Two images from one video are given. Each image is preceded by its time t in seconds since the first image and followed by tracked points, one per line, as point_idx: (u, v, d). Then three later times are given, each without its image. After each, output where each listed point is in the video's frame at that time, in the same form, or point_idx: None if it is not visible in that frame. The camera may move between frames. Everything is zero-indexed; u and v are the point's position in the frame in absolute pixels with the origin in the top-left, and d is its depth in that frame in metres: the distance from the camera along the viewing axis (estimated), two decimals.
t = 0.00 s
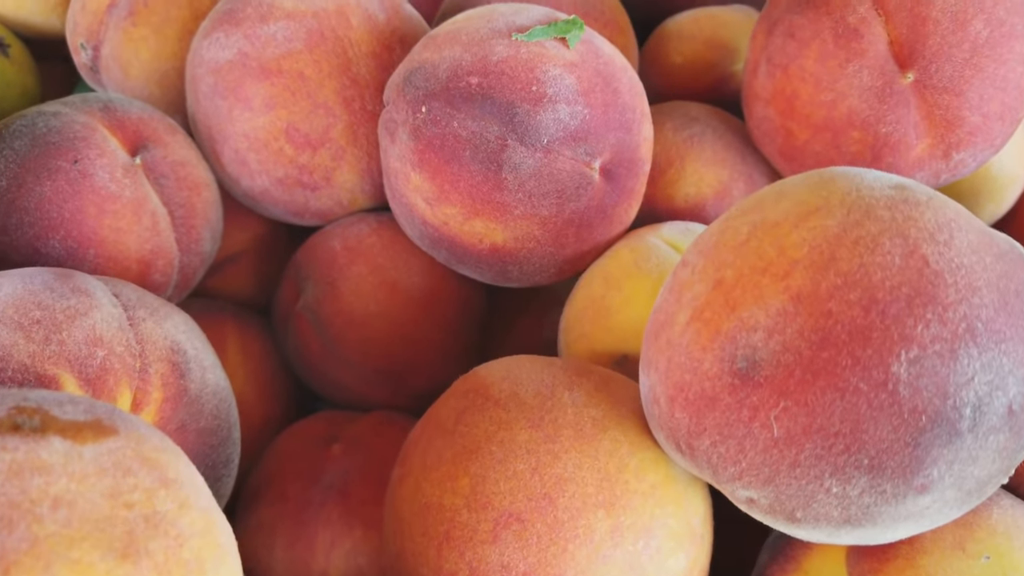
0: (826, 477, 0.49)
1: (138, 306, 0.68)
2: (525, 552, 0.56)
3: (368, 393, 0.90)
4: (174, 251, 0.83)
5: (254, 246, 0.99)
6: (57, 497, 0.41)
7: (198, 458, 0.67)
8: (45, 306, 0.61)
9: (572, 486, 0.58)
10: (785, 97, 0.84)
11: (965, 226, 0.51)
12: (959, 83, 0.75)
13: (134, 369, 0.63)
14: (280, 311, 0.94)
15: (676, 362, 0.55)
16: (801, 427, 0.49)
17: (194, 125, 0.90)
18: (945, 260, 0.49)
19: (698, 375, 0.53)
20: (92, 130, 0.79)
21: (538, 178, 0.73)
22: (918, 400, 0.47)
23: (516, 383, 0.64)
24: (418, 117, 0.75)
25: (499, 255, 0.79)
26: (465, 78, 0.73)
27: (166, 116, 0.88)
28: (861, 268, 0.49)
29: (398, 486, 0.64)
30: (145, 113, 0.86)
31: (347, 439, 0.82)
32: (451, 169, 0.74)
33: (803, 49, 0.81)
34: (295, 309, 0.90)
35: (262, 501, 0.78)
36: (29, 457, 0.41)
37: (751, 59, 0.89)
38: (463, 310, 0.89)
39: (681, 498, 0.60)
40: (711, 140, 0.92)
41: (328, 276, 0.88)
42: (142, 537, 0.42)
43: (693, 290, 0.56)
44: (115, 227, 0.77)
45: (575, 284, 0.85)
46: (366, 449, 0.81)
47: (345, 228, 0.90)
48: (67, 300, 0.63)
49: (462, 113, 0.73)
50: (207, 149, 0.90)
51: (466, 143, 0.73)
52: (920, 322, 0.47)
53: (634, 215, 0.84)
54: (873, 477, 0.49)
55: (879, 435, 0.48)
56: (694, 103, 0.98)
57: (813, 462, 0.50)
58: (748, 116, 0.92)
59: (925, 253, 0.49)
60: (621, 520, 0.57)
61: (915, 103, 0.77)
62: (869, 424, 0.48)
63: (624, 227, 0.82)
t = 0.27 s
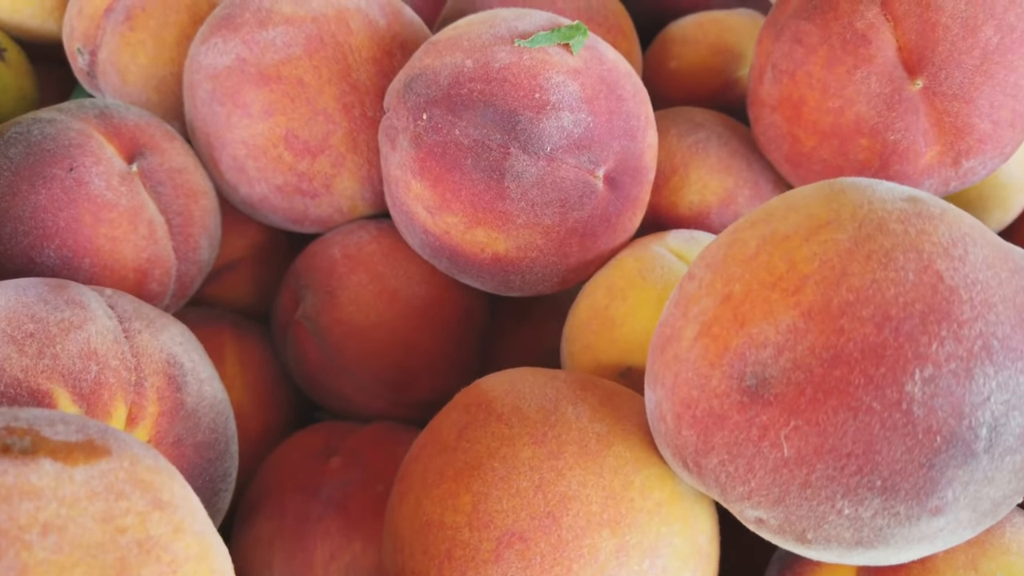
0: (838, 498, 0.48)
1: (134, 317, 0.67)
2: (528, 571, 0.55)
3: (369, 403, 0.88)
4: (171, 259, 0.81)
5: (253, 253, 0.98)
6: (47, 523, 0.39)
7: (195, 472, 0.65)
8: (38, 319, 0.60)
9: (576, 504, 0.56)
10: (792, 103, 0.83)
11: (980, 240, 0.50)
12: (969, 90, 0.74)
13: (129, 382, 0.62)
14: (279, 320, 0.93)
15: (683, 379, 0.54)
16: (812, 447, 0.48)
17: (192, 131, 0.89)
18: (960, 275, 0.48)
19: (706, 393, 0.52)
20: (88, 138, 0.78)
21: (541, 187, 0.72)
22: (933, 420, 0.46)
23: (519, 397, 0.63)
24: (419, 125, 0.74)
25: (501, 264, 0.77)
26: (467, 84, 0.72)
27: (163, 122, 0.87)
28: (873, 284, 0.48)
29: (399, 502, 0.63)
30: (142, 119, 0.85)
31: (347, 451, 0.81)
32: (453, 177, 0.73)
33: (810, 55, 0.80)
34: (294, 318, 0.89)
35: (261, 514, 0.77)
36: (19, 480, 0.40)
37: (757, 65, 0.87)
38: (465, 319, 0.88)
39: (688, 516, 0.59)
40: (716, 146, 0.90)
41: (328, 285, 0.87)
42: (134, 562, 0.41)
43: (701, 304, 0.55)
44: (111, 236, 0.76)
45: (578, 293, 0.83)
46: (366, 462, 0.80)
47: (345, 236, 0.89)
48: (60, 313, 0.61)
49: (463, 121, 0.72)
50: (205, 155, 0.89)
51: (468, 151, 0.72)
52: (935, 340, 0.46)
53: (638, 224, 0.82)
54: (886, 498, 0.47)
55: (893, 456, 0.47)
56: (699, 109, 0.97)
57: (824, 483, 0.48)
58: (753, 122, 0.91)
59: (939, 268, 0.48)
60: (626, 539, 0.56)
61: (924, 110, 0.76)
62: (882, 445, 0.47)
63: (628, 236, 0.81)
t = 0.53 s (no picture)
0: (849, 525, 0.47)
1: (128, 332, 0.65)
2: None
3: (368, 416, 0.87)
4: (167, 270, 0.80)
5: (250, 262, 0.96)
6: (33, 556, 0.39)
7: (190, 491, 0.64)
8: (29, 335, 0.59)
9: (579, 527, 0.55)
10: (799, 113, 0.81)
11: (995, 258, 0.48)
12: (980, 100, 0.73)
13: (123, 400, 0.61)
14: (277, 331, 0.91)
15: (689, 399, 0.53)
16: (823, 473, 0.47)
17: (189, 140, 0.87)
18: (975, 296, 0.46)
19: (713, 415, 0.51)
20: (83, 148, 0.76)
21: (543, 199, 0.70)
22: (947, 447, 0.45)
23: (521, 415, 0.62)
24: (419, 135, 0.73)
25: (502, 276, 0.76)
26: (468, 94, 0.71)
27: (159, 130, 0.86)
28: (886, 305, 0.46)
29: (398, 522, 0.62)
30: (138, 128, 0.83)
31: (346, 466, 0.80)
32: (453, 189, 0.71)
33: (817, 64, 0.78)
34: (292, 329, 0.88)
35: (257, 531, 0.75)
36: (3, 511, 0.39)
37: (763, 73, 0.86)
38: (465, 331, 0.87)
39: (693, 538, 0.58)
40: (721, 155, 0.89)
41: (327, 296, 0.86)
42: None
43: (708, 323, 0.53)
44: (106, 247, 0.74)
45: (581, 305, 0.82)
46: (365, 477, 0.78)
47: (344, 246, 0.87)
48: (52, 329, 0.60)
49: (464, 131, 0.71)
50: (202, 164, 0.87)
51: (469, 162, 0.71)
52: (949, 364, 0.45)
53: (642, 234, 0.81)
54: (898, 525, 0.46)
55: (906, 483, 0.45)
56: (703, 117, 0.95)
57: (835, 510, 0.47)
58: (759, 131, 0.89)
59: (954, 289, 0.46)
60: (631, 563, 0.55)
61: (934, 120, 0.75)
62: (895, 471, 0.45)
63: (632, 247, 0.79)
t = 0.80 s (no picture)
0: (856, 550, 0.46)
1: (119, 347, 0.64)
2: None
3: (365, 428, 0.86)
4: (161, 281, 0.79)
5: (246, 271, 0.95)
6: None
7: (183, 508, 0.63)
8: (18, 351, 0.57)
9: (579, 549, 0.54)
10: (802, 121, 0.80)
11: (1006, 276, 0.47)
12: (986, 109, 0.72)
13: (114, 417, 0.59)
14: (272, 341, 0.90)
15: (692, 419, 0.51)
16: (829, 497, 0.46)
17: (183, 148, 0.86)
18: (986, 316, 0.45)
19: (716, 436, 0.50)
20: (75, 157, 0.75)
21: (543, 210, 0.69)
22: (957, 471, 0.43)
23: (519, 432, 0.60)
24: (416, 145, 0.72)
25: (501, 288, 0.75)
26: (466, 103, 0.70)
27: (153, 139, 0.85)
28: (894, 326, 0.45)
29: (394, 541, 0.61)
30: (132, 136, 0.82)
31: (342, 479, 0.78)
32: (451, 199, 0.70)
33: (821, 72, 0.77)
34: (288, 340, 0.87)
35: (252, 546, 0.74)
36: None
37: (766, 80, 0.85)
38: (464, 342, 0.86)
39: (696, 559, 0.56)
40: (723, 164, 0.88)
41: (323, 307, 0.85)
42: None
43: (710, 340, 0.52)
44: (98, 258, 0.73)
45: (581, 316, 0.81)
46: (362, 491, 0.77)
47: (340, 255, 0.86)
48: (42, 344, 0.59)
49: (462, 141, 0.69)
50: (197, 173, 0.86)
51: (467, 172, 0.69)
52: (960, 386, 0.44)
53: (643, 245, 0.80)
54: (907, 551, 0.45)
55: (914, 508, 0.44)
56: (705, 124, 0.94)
57: (842, 535, 0.46)
58: (761, 139, 0.88)
59: (964, 308, 0.45)
60: None
61: (940, 129, 0.74)
62: (903, 496, 0.44)
63: (633, 258, 0.78)
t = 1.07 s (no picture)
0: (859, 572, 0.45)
1: (109, 358, 0.63)
2: None
3: (361, 438, 0.85)
4: (154, 289, 0.78)
5: (241, 278, 0.94)
6: None
7: (173, 523, 0.62)
8: (5, 364, 0.56)
9: (576, 567, 0.53)
10: (804, 128, 0.79)
11: (1014, 291, 0.46)
12: (991, 116, 0.70)
13: (102, 431, 0.58)
14: (267, 350, 0.89)
15: (691, 436, 0.50)
16: (831, 517, 0.45)
17: (177, 154, 0.85)
18: (992, 332, 0.44)
19: (716, 453, 0.49)
20: (66, 164, 0.74)
21: (541, 219, 0.68)
22: (963, 493, 0.42)
23: (516, 447, 0.59)
24: (412, 152, 0.71)
25: (498, 297, 0.74)
26: (463, 110, 0.69)
27: (146, 146, 0.84)
28: (899, 343, 0.44)
29: (388, 557, 0.60)
30: (124, 143, 0.81)
31: (337, 491, 0.77)
32: (447, 208, 0.69)
33: (823, 78, 0.76)
34: (283, 348, 0.86)
35: (245, 559, 0.73)
36: None
37: (767, 86, 0.84)
38: (461, 351, 0.85)
39: None
40: (724, 170, 0.87)
41: (318, 315, 0.84)
42: None
43: (710, 355, 0.51)
44: (89, 267, 0.72)
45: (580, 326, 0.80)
46: (357, 503, 0.76)
47: (336, 263, 0.85)
48: (29, 356, 0.58)
49: (459, 149, 0.68)
50: (191, 179, 0.85)
51: (463, 181, 0.68)
52: (966, 405, 0.42)
53: (642, 253, 0.79)
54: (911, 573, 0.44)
55: (919, 530, 0.43)
56: (705, 129, 0.93)
57: (844, 556, 0.45)
58: (762, 145, 0.87)
59: (970, 324, 0.44)
60: None
61: (944, 136, 0.72)
62: (908, 518, 0.43)
63: (632, 266, 0.77)
